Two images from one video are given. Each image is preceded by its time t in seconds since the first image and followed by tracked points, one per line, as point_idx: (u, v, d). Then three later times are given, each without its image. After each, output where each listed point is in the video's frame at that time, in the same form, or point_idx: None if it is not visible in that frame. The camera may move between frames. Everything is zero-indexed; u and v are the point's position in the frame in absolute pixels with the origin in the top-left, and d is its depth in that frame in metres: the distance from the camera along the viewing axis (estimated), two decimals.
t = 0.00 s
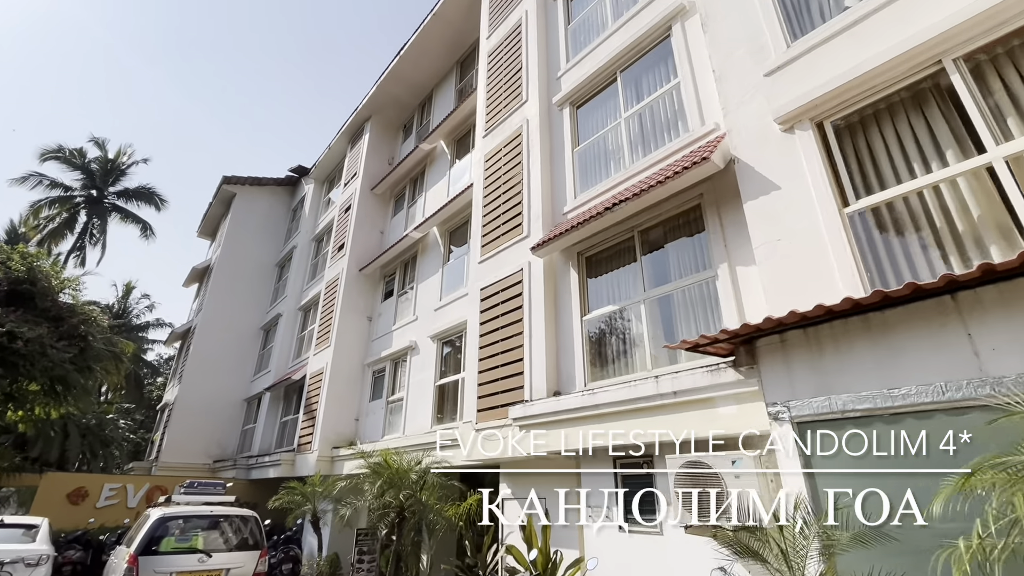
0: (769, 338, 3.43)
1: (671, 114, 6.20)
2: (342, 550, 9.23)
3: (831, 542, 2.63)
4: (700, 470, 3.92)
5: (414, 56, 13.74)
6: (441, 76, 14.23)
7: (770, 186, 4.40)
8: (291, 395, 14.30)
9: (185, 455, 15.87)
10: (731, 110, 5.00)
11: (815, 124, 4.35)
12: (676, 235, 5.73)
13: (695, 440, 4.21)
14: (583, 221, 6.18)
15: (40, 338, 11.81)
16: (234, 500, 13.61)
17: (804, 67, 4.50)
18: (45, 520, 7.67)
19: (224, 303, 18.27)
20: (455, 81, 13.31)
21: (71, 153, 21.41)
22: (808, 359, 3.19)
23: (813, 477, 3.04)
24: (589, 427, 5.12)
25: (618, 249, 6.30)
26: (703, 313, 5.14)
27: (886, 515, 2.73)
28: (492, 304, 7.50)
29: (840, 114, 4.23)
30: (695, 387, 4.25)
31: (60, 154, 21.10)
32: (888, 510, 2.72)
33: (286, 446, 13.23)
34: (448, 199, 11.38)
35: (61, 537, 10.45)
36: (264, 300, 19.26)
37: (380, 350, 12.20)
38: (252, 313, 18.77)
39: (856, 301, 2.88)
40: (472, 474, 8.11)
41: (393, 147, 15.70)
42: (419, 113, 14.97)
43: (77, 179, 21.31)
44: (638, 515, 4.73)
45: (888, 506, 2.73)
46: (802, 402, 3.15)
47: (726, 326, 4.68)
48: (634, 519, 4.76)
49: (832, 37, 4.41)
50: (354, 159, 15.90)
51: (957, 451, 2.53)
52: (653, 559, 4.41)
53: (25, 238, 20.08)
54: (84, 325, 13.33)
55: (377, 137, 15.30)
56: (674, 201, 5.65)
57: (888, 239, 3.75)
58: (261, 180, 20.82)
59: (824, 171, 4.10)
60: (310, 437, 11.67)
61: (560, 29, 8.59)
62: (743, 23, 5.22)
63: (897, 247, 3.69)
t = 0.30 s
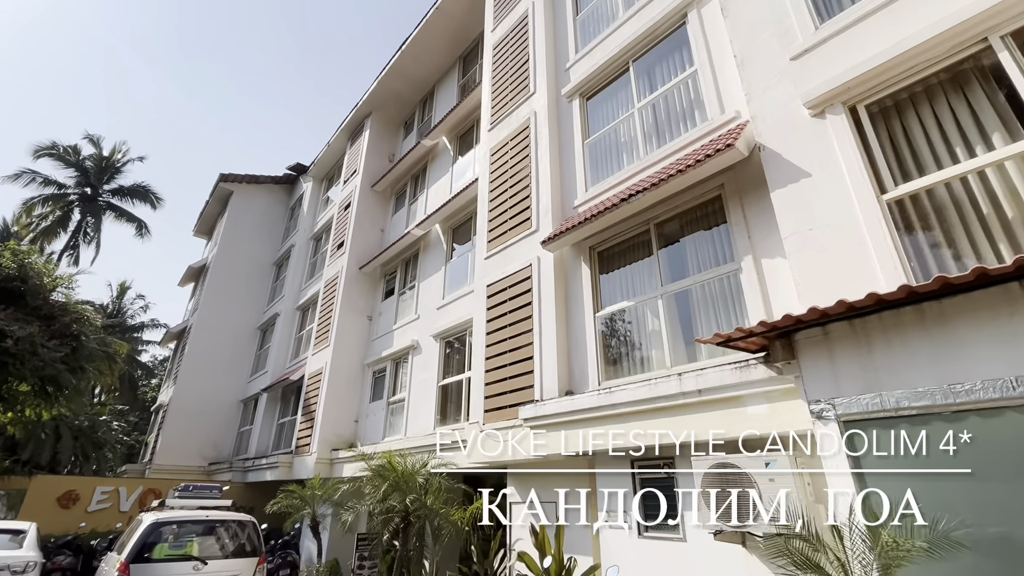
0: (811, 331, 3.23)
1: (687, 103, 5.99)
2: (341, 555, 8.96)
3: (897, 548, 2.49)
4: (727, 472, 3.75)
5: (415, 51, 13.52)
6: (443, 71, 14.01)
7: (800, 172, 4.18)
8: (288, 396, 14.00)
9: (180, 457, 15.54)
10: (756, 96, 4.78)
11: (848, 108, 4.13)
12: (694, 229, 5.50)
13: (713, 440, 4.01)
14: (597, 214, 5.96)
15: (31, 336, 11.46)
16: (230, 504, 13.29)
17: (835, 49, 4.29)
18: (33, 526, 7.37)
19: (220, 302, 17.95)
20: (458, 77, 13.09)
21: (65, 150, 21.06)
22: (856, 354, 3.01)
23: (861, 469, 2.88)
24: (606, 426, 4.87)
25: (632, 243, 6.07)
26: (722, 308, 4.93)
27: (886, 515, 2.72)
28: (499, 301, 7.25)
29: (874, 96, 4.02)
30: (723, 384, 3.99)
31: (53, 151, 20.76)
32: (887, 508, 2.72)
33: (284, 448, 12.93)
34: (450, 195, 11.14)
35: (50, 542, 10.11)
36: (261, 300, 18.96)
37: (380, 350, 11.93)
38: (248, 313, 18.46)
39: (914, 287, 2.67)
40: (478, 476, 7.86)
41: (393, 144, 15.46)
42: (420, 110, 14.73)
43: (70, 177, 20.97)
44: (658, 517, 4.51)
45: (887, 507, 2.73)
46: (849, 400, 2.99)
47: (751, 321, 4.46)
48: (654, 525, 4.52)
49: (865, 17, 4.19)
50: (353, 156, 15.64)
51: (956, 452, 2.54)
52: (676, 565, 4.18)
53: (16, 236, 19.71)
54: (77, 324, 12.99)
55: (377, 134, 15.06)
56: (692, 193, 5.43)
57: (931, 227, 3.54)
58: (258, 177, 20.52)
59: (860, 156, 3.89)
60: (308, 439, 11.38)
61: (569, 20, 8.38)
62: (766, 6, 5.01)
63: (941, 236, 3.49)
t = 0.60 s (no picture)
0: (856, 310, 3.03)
1: (703, 86, 5.78)
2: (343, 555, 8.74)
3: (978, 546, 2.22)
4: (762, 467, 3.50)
5: (418, 42, 13.30)
6: (445, 63, 13.79)
7: (832, 150, 3.97)
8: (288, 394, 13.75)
9: (177, 456, 15.28)
10: (780, 73, 4.57)
11: (884, 82, 3.91)
12: (713, 214, 5.28)
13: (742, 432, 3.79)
14: (610, 200, 5.73)
15: (24, 331, 11.19)
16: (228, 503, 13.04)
17: (866, 21, 4.08)
18: (24, 525, 7.11)
19: (219, 299, 17.69)
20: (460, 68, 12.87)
21: (61, 145, 20.79)
22: (909, 334, 2.82)
23: (920, 478, 2.65)
24: (623, 419, 4.66)
25: (647, 230, 5.85)
26: (744, 297, 4.73)
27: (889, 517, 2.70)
28: (507, 292, 7.02)
29: (911, 68, 3.80)
30: (753, 374, 3.78)
31: (49, 146, 20.48)
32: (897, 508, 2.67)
33: (283, 446, 12.67)
34: (454, 188, 10.93)
35: (44, 542, 9.84)
36: (260, 297, 18.70)
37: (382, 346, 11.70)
38: (247, 310, 18.20)
39: (976, 259, 2.47)
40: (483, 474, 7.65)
41: (395, 138, 15.23)
42: (422, 103, 14.51)
43: (66, 172, 20.70)
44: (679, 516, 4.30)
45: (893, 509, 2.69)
46: (901, 384, 2.80)
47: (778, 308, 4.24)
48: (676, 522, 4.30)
49: None
50: (354, 150, 15.41)
51: (957, 451, 2.53)
52: (699, 565, 3.96)
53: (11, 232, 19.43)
54: (73, 320, 12.74)
55: (378, 128, 14.82)
56: (711, 177, 5.22)
57: (978, 203, 3.33)
58: (257, 173, 20.26)
59: (898, 130, 3.67)
60: (308, 437, 11.14)
61: (577, 5, 8.16)
62: None
63: (987, 212, 3.28)
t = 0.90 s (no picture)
0: (919, 287, 2.80)
1: (727, 63, 5.50)
2: (347, 554, 8.51)
3: None
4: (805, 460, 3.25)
5: (422, 31, 13.02)
6: (450, 52, 13.51)
7: (874, 121, 3.70)
8: (290, 389, 13.52)
9: (178, 453, 15.05)
10: (814, 43, 4.30)
11: (931, 47, 3.65)
12: (737, 196, 5.03)
13: (778, 423, 3.54)
14: (628, 182, 5.46)
15: (20, 325, 10.93)
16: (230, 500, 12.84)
17: None
18: (19, 523, 6.87)
19: (219, 294, 17.44)
20: (466, 57, 12.59)
21: (59, 139, 20.53)
22: (980, 311, 2.60)
23: (1002, 478, 2.39)
24: (645, 410, 4.41)
25: (666, 214, 5.59)
26: (773, 282, 4.49)
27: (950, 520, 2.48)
28: (517, 282, 6.77)
29: (962, 31, 3.53)
30: (791, 360, 3.52)
31: (47, 139, 20.23)
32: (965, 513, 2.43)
33: (285, 443, 12.44)
34: (459, 178, 10.67)
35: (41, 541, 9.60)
36: (261, 292, 18.46)
37: (386, 340, 11.45)
38: (248, 305, 17.96)
39: None
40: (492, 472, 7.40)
41: (398, 129, 14.96)
42: (426, 93, 14.23)
43: (65, 166, 20.44)
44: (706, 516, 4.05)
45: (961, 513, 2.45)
46: (971, 366, 2.57)
47: (814, 290, 3.98)
48: (705, 518, 4.04)
49: None
50: (356, 142, 15.13)
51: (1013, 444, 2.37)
52: (733, 565, 3.71)
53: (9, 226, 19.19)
54: (71, 314, 12.48)
55: (381, 119, 14.55)
56: (736, 156, 4.96)
57: None
58: (257, 166, 19.99)
59: (949, 97, 3.41)
60: (311, 433, 10.90)
61: None
62: None
63: None
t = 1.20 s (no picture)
0: (995, 249, 2.58)
1: (755, 31, 5.24)
2: (356, 546, 8.34)
3: None
4: (852, 444, 3.03)
5: (427, 14, 12.74)
6: (456, 37, 13.23)
7: (926, 80, 3.46)
8: (295, 381, 13.35)
9: (182, 446, 14.91)
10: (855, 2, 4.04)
11: None
12: (768, 170, 4.78)
13: (823, 404, 3.31)
14: (651, 157, 5.22)
15: (21, 315, 10.75)
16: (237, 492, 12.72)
17: None
18: (21, 514, 6.70)
19: (223, 286, 17.26)
20: (473, 41, 12.32)
21: (60, 130, 20.34)
22: None
23: None
24: (673, 392, 4.17)
25: (689, 191, 5.35)
26: (809, 257, 4.26)
27: None
28: (532, 265, 6.53)
29: None
30: (837, 336, 3.29)
31: (48, 131, 20.04)
32: None
33: (291, 435, 12.26)
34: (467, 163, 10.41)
35: (45, 533, 9.45)
36: (265, 284, 18.27)
37: (392, 330, 11.25)
38: (252, 297, 17.78)
39: None
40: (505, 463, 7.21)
41: (403, 117, 14.70)
42: (431, 79, 13.96)
43: (66, 158, 20.26)
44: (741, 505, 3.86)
45: None
46: None
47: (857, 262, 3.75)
48: (739, 505, 3.83)
49: None
50: (361, 130, 14.89)
51: None
52: (773, 556, 3.48)
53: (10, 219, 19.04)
54: (73, 305, 12.29)
55: (386, 106, 14.29)
56: (766, 127, 4.73)
57: None
58: (260, 157, 19.76)
59: (1013, 50, 3.16)
60: (317, 424, 10.71)
61: None
62: None
63: None
